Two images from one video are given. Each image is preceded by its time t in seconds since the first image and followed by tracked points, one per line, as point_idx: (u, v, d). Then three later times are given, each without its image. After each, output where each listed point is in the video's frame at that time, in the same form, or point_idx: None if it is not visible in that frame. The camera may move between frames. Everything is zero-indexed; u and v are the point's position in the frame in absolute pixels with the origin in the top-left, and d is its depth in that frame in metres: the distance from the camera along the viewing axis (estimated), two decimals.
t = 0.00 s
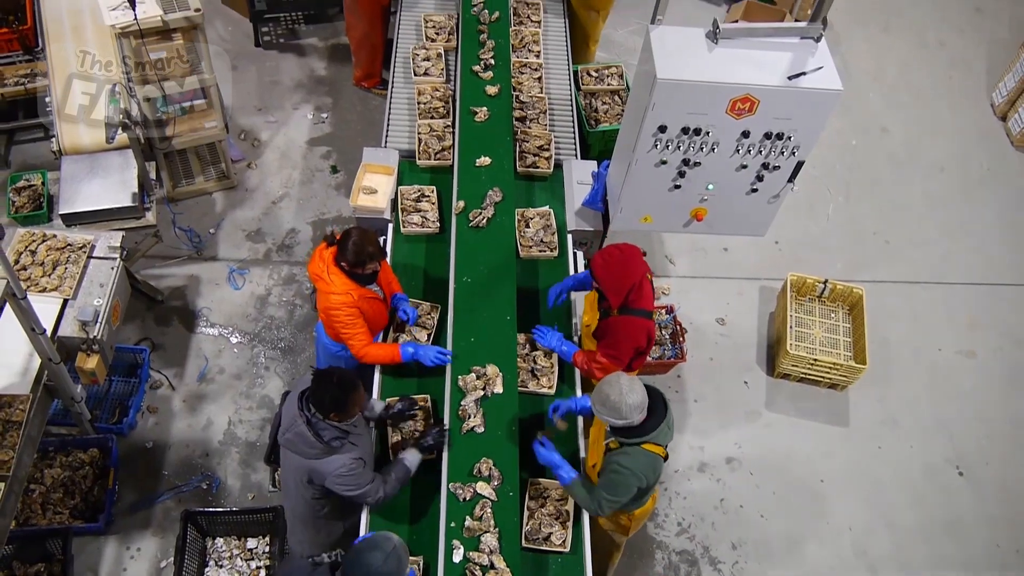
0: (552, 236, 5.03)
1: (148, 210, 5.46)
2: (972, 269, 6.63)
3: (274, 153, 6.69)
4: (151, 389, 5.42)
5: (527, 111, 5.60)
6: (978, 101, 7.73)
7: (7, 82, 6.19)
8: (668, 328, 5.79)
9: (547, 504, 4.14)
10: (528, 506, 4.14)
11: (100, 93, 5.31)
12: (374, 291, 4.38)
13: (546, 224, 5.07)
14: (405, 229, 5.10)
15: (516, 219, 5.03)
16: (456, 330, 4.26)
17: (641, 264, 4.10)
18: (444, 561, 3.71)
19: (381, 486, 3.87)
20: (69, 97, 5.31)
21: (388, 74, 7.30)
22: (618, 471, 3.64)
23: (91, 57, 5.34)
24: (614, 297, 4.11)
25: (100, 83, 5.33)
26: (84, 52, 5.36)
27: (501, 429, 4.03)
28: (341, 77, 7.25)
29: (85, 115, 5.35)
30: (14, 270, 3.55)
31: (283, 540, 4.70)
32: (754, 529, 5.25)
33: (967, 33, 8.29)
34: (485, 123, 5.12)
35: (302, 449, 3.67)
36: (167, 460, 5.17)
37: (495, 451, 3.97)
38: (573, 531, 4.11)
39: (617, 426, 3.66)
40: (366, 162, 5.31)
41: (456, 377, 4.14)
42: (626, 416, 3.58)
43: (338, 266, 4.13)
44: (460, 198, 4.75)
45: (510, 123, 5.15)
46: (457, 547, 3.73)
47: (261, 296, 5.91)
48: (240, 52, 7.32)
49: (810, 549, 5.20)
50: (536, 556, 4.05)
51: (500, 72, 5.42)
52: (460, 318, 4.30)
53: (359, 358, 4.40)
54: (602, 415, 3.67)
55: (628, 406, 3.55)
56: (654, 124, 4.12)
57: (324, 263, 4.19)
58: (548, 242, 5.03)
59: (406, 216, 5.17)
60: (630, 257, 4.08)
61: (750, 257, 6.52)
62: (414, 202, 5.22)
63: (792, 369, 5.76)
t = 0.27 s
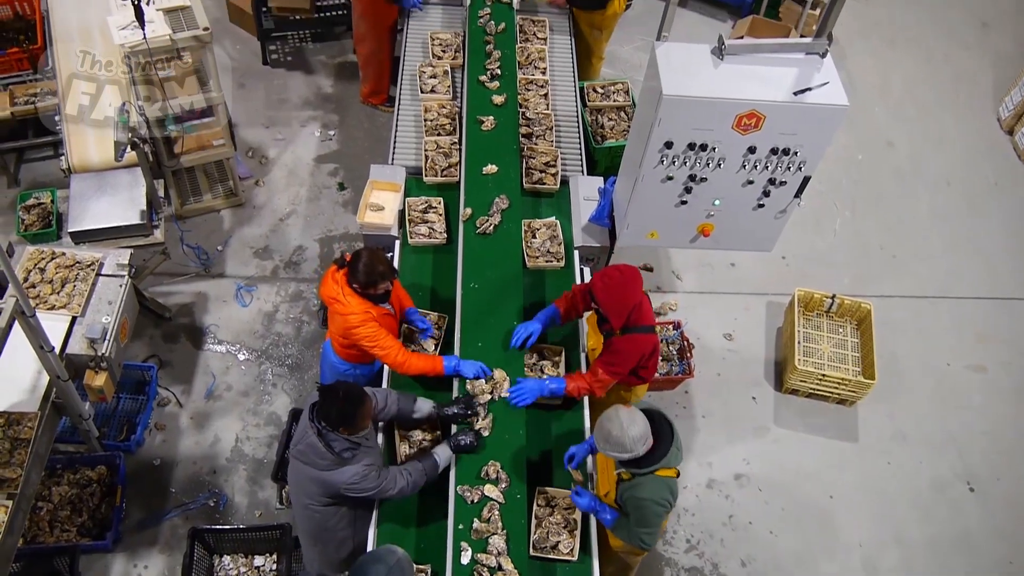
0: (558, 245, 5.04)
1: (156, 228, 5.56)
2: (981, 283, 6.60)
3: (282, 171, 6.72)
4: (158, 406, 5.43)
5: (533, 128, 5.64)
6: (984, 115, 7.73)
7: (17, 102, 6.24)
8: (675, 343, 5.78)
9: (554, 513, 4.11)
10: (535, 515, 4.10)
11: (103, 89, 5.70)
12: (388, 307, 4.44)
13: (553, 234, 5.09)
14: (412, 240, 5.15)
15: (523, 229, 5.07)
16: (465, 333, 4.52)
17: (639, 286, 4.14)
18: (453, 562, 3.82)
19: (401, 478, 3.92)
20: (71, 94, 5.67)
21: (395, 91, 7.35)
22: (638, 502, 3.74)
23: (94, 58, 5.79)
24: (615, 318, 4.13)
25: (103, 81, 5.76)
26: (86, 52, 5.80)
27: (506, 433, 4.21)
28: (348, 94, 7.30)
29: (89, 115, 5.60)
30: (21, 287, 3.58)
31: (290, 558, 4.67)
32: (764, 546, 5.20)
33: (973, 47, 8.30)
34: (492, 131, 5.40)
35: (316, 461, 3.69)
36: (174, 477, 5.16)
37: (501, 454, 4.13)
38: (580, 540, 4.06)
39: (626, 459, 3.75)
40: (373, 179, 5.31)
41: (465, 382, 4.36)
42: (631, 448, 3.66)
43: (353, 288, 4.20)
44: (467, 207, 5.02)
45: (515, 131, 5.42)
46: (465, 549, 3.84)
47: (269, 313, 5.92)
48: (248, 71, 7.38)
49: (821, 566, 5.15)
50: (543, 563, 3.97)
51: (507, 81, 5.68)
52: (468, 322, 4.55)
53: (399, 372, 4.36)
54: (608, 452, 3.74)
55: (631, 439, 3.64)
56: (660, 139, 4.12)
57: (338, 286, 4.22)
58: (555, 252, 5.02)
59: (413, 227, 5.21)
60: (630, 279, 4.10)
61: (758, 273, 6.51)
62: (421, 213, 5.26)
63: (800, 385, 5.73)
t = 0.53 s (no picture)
0: (561, 253, 5.03)
1: (159, 243, 5.57)
2: (983, 294, 6.60)
3: (284, 185, 6.74)
4: (161, 421, 5.42)
5: (535, 141, 5.66)
6: (985, 125, 7.75)
7: (21, 117, 6.27)
8: (678, 355, 5.78)
9: (558, 518, 4.18)
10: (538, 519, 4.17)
11: (103, 90, 5.83)
12: (392, 323, 4.45)
13: (554, 242, 5.09)
14: (414, 248, 5.17)
15: (525, 236, 5.06)
16: (467, 336, 4.48)
17: (631, 298, 4.16)
18: (456, 560, 3.84)
19: (400, 504, 3.89)
20: (70, 94, 5.77)
21: (397, 104, 7.38)
22: (645, 527, 3.72)
23: (95, 58, 5.93)
24: (610, 332, 4.14)
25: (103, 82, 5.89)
26: (87, 53, 5.94)
27: (510, 432, 4.17)
28: (350, 109, 7.33)
29: (89, 115, 5.68)
30: (24, 302, 3.59)
31: (293, 572, 4.65)
32: (768, 559, 5.18)
33: (973, 58, 8.33)
34: (493, 138, 5.39)
35: (320, 474, 3.71)
36: (177, 492, 5.15)
37: (504, 453, 4.10)
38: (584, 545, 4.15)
39: (630, 485, 3.70)
40: (375, 193, 5.33)
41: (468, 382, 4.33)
42: (634, 475, 3.62)
43: (358, 301, 4.21)
44: (469, 210, 4.98)
45: (518, 137, 5.42)
46: (469, 547, 3.86)
47: (271, 326, 5.92)
48: (250, 85, 7.42)
49: None
50: (546, 567, 4.08)
51: (508, 88, 5.70)
52: (470, 325, 4.52)
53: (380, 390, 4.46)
54: (610, 477, 3.71)
55: (633, 466, 3.60)
56: (661, 152, 4.14)
57: (343, 299, 4.24)
58: (557, 260, 5.02)
59: (416, 235, 5.24)
60: (618, 294, 4.14)
61: (760, 284, 6.51)
62: (423, 221, 5.32)
63: (804, 396, 5.72)
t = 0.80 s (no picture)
0: (561, 259, 5.18)
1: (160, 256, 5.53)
2: (985, 304, 6.60)
3: (286, 198, 6.76)
4: (162, 435, 5.41)
5: (535, 153, 5.70)
6: (985, 136, 7.78)
7: (24, 132, 6.30)
8: (680, 367, 5.77)
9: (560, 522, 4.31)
10: (539, 525, 4.31)
11: (104, 90, 5.89)
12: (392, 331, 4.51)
13: (555, 248, 5.23)
14: (416, 254, 5.23)
15: (526, 243, 5.20)
16: (468, 338, 4.57)
17: (625, 307, 4.16)
18: (460, 557, 3.96)
19: (401, 515, 3.94)
20: (70, 94, 5.81)
21: (398, 118, 7.41)
22: (646, 546, 3.70)
23: (95, 59, 6.00)
24: (607, 346, 4.12)
25: (103, 81, 5.95)
26: (88, 52, 6.01)
27: (512, 429, 4.29)
28: (351, 122, 7.35)
29: (89, 115, 5.74)
30: (28, 317, 3.56)
31: None
32: (771, 571, 5.15)
33: (972, 69, 8.37)
34: (493, 142, 5.48)
35: (325, 487, 3.70)
36: (179, 506, 5.13)
37: (505, 452, 4.22)
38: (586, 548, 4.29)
39: (632, 504, 3.71)
40: (376, 206, 5.34)
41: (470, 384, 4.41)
42: (635, 494, 3.63)
43: (358, 314, 4.23)
44: (471, 213, 5.12)
45: (519, 140, 5.51)
46: (472, 545, 3.97)
47: (273, 340, 5.92)
48: (252, 99, 7.45)
49: None
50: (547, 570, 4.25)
51: (508, 92, 5.76)
52: (471, 326, 4.61)
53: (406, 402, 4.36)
54: (612, 495, 3.72)
55: (634, 486, 3.61)
56: (662, 163, 4.15)
57: (341, 314, 4.24)
58: (557, 265, 5.17)
59: (417, 242, 5.30)
60: (611, 304, 4.14)
61: (761, 295, 6.51)
62: (425, 228, 5.36)
63: (806, 408, 5.70)
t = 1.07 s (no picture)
0: (562, 264, 5.17)
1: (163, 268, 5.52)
2: (986, 313, 6.60)
3: (287, 210, 6.77)
4: (164, 446, 5.40)
5: (536, 164, 5.71)
6: (985, 145, 7.79)
7: (26, 145, 6.32)
8: (681, 377, 5.78)
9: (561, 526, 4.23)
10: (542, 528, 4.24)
11: (104, 90, 5.89)
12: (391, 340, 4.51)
13: (556, 253, 5.23)
14: (417, 260, 5.23)
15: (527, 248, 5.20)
16: (470, 337, 4.58)
17: (624, 311, 4.15)
18: (461, 553, 3.97)
19: (405, 520, 3.96)
20: (70, 94, 5.81)
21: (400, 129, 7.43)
22: (642, 559, 3.68)
23: (95, 59, 5.93)
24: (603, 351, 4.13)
25: (104, 82, 5.94)
26: (88, 52, 5.95)
27: (511, 426, 4.30)
28: (353, 133, 7.38)
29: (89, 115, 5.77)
30: (30, 329, 3.56)
31: None
32: None
33: (972, 79, 8.39)
34: (495, 145, 5.53)
35: (330, 496, 3.70)
36: (180, 518, 5.12)
37: (506, 448, 4.25)
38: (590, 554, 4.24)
39: (633, 519, 3.70)
40: (377, 217, 5.36)
41: (471, 381, 4.42)
42: (634, 510, 3.61)
43: (358, 324, 4.24)
44: (471, 215, 5.14)
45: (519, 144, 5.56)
46: (474, 541, 3.99)
47: (274, 351, 5.92)
48: (254, 111, 7.48)
49: None
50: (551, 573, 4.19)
51: (509, 97, 5.83)
52: (473, 326, 4.62)
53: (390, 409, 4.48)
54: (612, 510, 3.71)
55: (633, 502, 3.59)
56: (663, 174, 4.16)
57: (341, 323, 4.26)
58: (558, 270, 5.16)
59: (418, 248, 5.30)
60: (610, 309, 4.12)
61: (762, 306, 6.51)
62: (427, 234, 5.36)
63: (808, 418, 5.69)
